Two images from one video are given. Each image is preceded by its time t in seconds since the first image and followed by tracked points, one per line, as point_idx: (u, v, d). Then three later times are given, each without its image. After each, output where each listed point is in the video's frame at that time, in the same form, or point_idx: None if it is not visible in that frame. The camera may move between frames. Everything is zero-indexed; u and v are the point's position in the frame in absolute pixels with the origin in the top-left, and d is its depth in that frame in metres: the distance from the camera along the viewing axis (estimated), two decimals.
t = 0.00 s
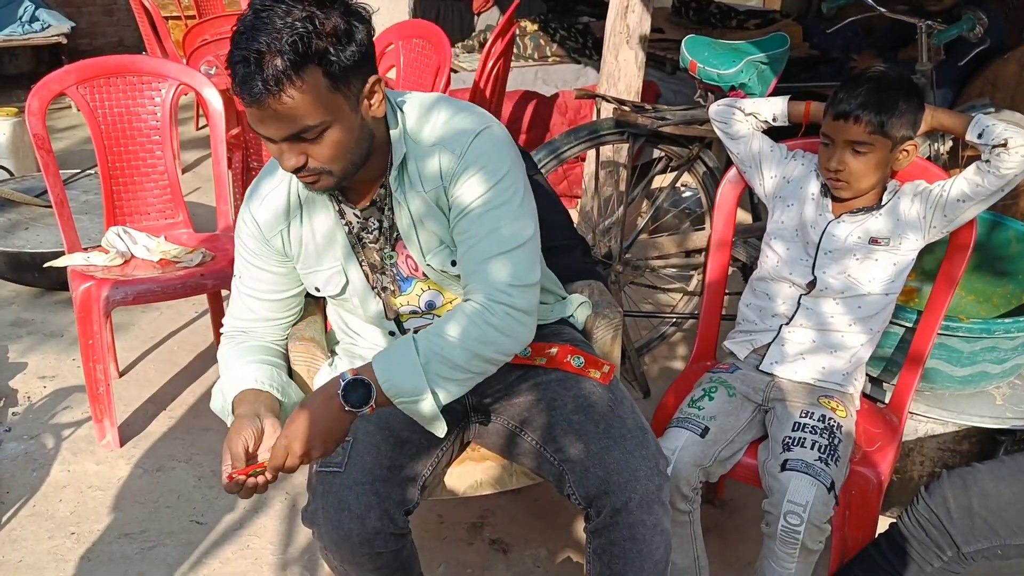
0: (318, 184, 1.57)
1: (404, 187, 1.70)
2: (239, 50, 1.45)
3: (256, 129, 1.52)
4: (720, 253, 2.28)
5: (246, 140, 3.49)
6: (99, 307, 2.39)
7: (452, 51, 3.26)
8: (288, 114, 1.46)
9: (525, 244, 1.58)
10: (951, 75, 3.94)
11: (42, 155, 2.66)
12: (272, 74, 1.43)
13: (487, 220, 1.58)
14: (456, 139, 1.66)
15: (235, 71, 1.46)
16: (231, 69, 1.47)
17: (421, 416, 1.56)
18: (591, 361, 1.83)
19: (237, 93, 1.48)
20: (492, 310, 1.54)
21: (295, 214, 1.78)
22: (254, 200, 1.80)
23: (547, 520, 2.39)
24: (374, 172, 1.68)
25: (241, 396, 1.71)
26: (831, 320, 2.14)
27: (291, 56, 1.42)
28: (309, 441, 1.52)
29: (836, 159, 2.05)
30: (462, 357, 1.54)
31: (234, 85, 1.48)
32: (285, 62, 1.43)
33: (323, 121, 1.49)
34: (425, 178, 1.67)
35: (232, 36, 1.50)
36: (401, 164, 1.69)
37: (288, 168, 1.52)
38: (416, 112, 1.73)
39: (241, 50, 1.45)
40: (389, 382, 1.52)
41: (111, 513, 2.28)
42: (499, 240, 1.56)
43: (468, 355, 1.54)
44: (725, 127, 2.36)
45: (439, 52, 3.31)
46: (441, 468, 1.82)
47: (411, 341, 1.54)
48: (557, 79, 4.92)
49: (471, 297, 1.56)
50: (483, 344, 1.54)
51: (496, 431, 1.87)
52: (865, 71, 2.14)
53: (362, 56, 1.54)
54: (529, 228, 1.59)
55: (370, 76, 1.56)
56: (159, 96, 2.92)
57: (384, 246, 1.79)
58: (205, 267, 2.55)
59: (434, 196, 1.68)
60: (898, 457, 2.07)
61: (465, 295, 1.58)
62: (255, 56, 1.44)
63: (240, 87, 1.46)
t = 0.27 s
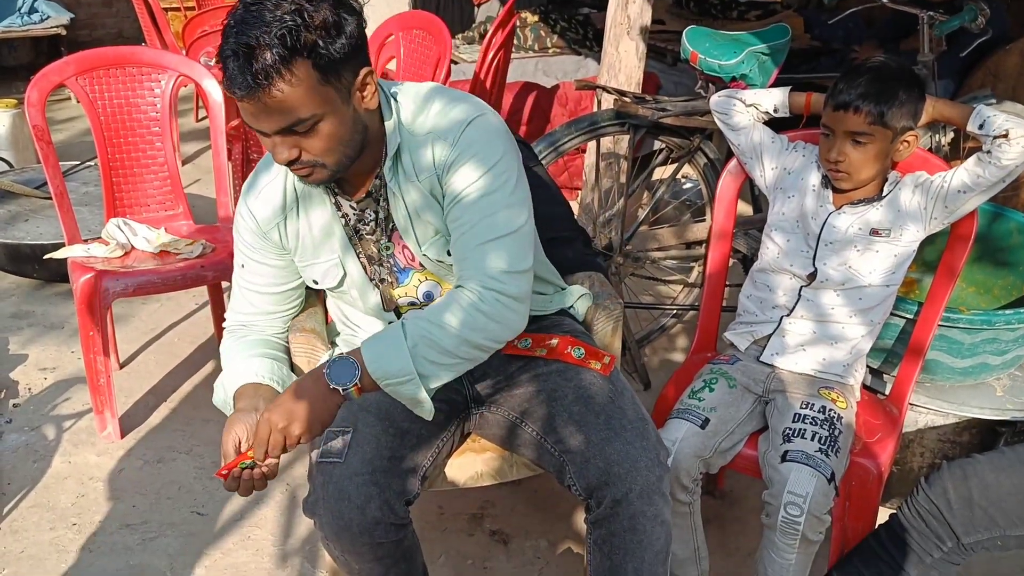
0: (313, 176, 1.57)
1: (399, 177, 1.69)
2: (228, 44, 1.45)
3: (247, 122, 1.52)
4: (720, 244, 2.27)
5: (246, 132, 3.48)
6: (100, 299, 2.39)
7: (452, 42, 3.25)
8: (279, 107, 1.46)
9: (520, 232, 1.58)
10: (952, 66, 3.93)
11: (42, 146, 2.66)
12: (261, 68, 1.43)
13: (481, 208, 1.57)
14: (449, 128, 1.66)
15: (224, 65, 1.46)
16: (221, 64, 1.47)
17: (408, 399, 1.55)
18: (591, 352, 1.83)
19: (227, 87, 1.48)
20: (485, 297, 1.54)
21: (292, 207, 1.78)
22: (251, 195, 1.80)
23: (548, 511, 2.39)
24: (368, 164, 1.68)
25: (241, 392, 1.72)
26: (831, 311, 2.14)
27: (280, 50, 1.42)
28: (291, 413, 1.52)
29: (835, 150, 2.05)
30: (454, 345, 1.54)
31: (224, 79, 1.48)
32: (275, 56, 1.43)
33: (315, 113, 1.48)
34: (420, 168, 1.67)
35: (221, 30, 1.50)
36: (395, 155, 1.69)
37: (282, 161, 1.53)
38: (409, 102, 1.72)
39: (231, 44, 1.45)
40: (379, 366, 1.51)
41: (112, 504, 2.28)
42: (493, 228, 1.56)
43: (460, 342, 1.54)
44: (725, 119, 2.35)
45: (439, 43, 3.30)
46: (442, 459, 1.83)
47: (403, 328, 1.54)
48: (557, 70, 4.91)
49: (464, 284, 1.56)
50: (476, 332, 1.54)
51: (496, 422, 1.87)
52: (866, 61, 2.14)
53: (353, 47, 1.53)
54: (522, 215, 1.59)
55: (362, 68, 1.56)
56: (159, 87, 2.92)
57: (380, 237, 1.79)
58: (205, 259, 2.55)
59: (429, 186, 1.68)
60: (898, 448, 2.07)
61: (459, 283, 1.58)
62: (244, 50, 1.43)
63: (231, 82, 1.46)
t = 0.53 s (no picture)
0: (310, 167, 1.58)
1: (396, 166, 1.69)
2: (222, 35, 1.45)
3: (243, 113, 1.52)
4: (720, 234, 2.28)
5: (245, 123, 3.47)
6: (100, 289, 2.40)
7: (451, 32, 3.25)
8: (275, 98, 1.46)
9: (517, 220, 1.58)
10: (953, 56, 3.92)
11: (42, 136, 2.66)
12: (256, 59, 1.43)
13: (478, 196, 1.58)
14: (446, 117, 1.66)
15: (219, 57, 1.46)
16: (216, 55, 1.47)
17: (405, 383, 1.55)
18: (591, 342, 1.84)
19: (223, 79, 1.48)
20: (482, 284, 1.55)
21: (289, 198, 1.78)
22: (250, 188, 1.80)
23: (547, 501, 2.40)
24: (364, 153, 1.68)
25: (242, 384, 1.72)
26: (829, 302, 2.14)
27: (274, 40, 1.42)
28: (285, 393, 1.53)
29: (834, 141, 2.04)
30: (452, 332, 1.54)
31: (219, 70, 1.48)
32: (269, 47, 1.42)
33: (311, 104, 1.48)
34: (417, 156, 1.67)
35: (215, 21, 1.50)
36: (392, 143, 1.69)
37: (279, 152, 1.53)
38: (405, 91, 1.72)
39: (225, 35, 1.45)
40: (375, 353, 1.52)
41: (113, 494, 2.29)
42: (491, 216, 1.56)
43: (458, 329, 1.54)
44: (724, 109, 2.35)
45: (438, 34, 3.29)
46: (441, 448, 1.83)
47: (401, 315, 1.54)
48: (557, 60, 4.90)
49: (462, 271, 1.56)
50: (473, 319, 1.55)
51: (495, 412, 1.88)
52: (865, 51, 2.13)
53: (348, 37, 1.52)
54: (519, 202, 1.59)
55: (358, 58, 1.55)
56: (158, 78, 2.91)
57: (379, 227, 1.79)
58: (205, 250, 2.55)
59: (426, 175, 1.68)
60: (896, 438, 2.08)
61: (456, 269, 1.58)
62: (239, 41, 1.43)
63: (227, 73, 1.46)
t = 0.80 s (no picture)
0: (311, 159, 1.57)
1: (396, 158, 1.69)
2: (222, 25, 1.45)
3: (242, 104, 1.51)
4: (720, 227, 2.27)
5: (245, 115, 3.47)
6: (101, 281, 2.40)
7: (451, 24, 3.24)
8: (274, 89, 1.45)
9: (518, 212, 1.58)
10: (953, 48, 3.91)
11: (41, 129, 2.65)
12: (256, 49, 1.42)
13: (478, 188, 1.57)
14: (445, 109, 1.66)
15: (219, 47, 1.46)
16: (216, 46, 1.47)
17: (405, 377, 1.55)
18: (591, 334, 1.84)
19: (222, 70, 1.47)
20: (483, 276, 1.55)
21: (289, 191, 1.78)
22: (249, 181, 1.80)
23: (548, 492, 2.40)
24: (364, 145, 1.68)
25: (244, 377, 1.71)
26: (830, 294, 2.14)
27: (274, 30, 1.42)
28: (286, 388, 1.52)
29: (835, 133, 2.04)
30: (453, 325, 1.54)
31: (219, 61, 1.47)
32: (269, 37, 1.42)
33: (312, 95, 1.48)
34: (417, 148, 1.67)
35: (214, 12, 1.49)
36: (391, 136, 1.69)
37: (279, 144, 1.52)
38: (404, 83, 1.72)
39: (225, 26, 1.44)
40: (377, 347, 1.51)
41: (113, 486, 2.29)
42: (491, 208, 1.56)
43: (459, 322, 1.54)
44: (725, 101, 2.35)
45: (438, 25, 3.28)
46: (441, 440, 1.83)
47: (402, 308, 1.54)
48: (557, 52, 4.89)
49: (463, 264, 1.56)
50: (474, 312, 1.55)
51: (496, 404, 1.88)
52: (866, 43, 2.13)
53: (347, 28, 1.52)
54: (519, 195, 1.59)
55: (357, 49, 1.55)
56: (157, 70, 2.91)
57: (378, 220, 1.79)
58: (205, 242, 2.55)
59: (426, 167, 1.68)
60: (896, 430, 2.08)
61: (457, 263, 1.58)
62: (238, 32, 1.43)
63: (227, 64, 1.45)
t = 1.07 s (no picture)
0: (310, 150, 1.57)
1: (396, 151, 1.69)
2: (222, 14, 1.44)
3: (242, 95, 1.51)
4: (720, 219, 2.27)
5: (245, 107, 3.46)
6: (100, 273, 2.39)
7: (451, 16, 3.23)
8: (274, 79, 1.45)
9: (517, 205, 1.58)
10: (954, 40, 3.90)
11: (40, 121, 2.65)
12: (256, 39, 1.42)
13: (478, 182, 1.57)
14: (444, 101, 1.65)
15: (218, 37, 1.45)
16: (215, 35, 1.46)
17: (410, 373, 1.55)
18: (591, 326, 1.84)
19: (222, 59, 1.47)
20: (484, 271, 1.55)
21: (289, 183, 1.77)
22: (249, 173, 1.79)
23: (548, 484, 2.40)
24: (363, 137, 1.68)
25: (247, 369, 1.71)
26: (830, 287, 2.14)
27: (273, 20, 1.41)
28: (291, 387, 1.50)
29: (836, 124, 2.03)
30: (453, 319, 1.55)
31: (218, 50, 1.47)
32: (268, 26, 1.42)
33: (311, 85, 1.47)
34: (417, 142, 1.67)
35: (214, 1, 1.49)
36: (391, 129, 1.68)
37: (279, 134, 1.52)
38: (403, 75, 1.71)
39: (225, 15, 1.44)
40: (378, 342, 1.52)
41: (113, 478, 2.30)
42: (491, 202, 1.56)
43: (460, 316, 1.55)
44: (725, 93, 2.34)
45: (438, 17, 3.27)
46: (442, 432, 1.83)
47: (404, 304, 1.54)
48: (557, 45, 4.89)
49: (463, 258, 1.56)
50: (475, 307, 1.55)
51: (496, 396, 1.88)
52: (867, 34, 2.12)
53: (347, 17, 1.52)
54: (519, 188, 1.59)
55: (357, 39, 1.55)
56: (156, 62, 2.90)
57: (378, 212, 1.78)
58: (205, 234, 2.54)
59: (426, 160, 1.68)
60: (896, 422, 2.08)
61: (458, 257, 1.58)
62: (239, 21, 1.42)
63: (226, 54, 1.45)
